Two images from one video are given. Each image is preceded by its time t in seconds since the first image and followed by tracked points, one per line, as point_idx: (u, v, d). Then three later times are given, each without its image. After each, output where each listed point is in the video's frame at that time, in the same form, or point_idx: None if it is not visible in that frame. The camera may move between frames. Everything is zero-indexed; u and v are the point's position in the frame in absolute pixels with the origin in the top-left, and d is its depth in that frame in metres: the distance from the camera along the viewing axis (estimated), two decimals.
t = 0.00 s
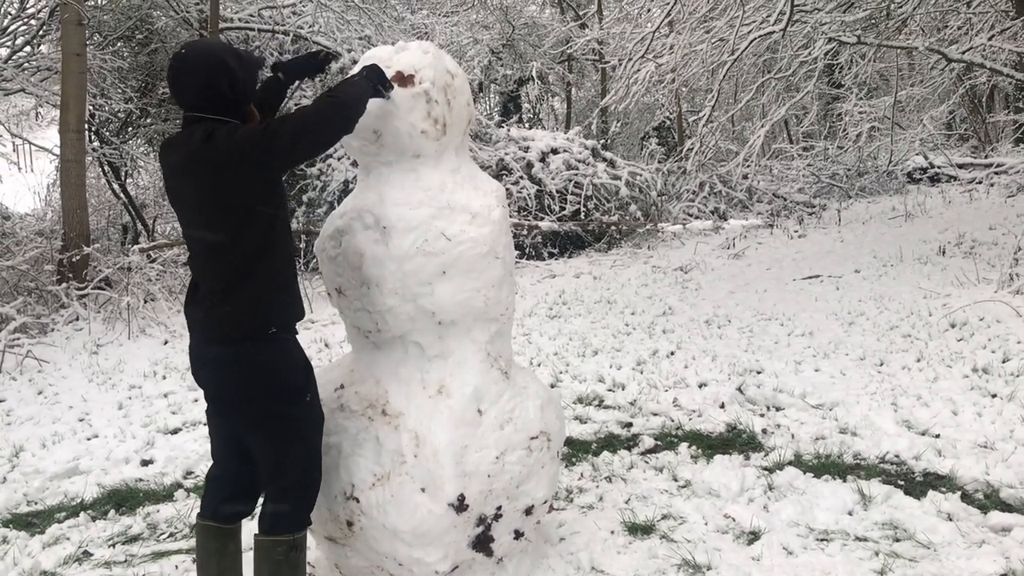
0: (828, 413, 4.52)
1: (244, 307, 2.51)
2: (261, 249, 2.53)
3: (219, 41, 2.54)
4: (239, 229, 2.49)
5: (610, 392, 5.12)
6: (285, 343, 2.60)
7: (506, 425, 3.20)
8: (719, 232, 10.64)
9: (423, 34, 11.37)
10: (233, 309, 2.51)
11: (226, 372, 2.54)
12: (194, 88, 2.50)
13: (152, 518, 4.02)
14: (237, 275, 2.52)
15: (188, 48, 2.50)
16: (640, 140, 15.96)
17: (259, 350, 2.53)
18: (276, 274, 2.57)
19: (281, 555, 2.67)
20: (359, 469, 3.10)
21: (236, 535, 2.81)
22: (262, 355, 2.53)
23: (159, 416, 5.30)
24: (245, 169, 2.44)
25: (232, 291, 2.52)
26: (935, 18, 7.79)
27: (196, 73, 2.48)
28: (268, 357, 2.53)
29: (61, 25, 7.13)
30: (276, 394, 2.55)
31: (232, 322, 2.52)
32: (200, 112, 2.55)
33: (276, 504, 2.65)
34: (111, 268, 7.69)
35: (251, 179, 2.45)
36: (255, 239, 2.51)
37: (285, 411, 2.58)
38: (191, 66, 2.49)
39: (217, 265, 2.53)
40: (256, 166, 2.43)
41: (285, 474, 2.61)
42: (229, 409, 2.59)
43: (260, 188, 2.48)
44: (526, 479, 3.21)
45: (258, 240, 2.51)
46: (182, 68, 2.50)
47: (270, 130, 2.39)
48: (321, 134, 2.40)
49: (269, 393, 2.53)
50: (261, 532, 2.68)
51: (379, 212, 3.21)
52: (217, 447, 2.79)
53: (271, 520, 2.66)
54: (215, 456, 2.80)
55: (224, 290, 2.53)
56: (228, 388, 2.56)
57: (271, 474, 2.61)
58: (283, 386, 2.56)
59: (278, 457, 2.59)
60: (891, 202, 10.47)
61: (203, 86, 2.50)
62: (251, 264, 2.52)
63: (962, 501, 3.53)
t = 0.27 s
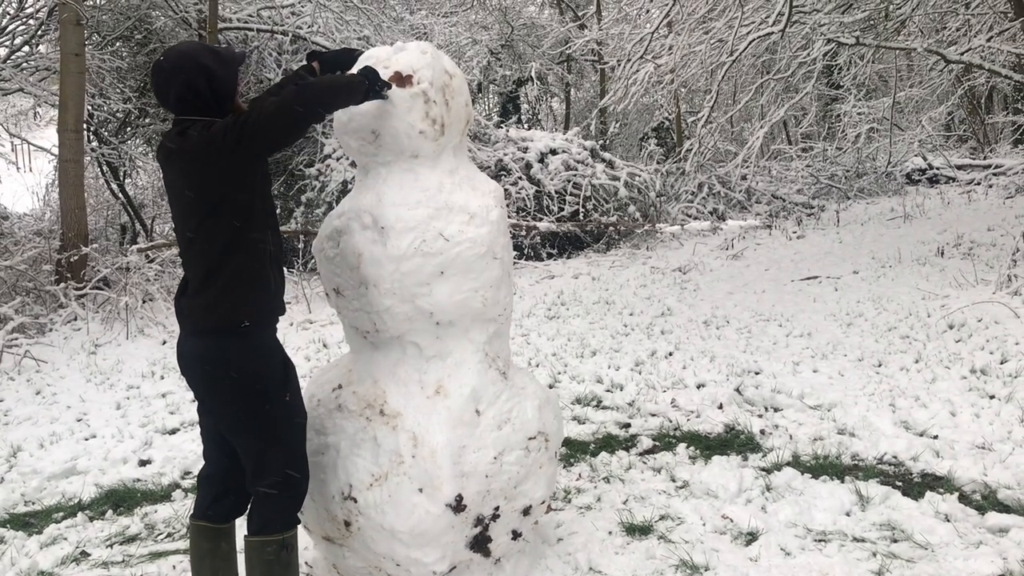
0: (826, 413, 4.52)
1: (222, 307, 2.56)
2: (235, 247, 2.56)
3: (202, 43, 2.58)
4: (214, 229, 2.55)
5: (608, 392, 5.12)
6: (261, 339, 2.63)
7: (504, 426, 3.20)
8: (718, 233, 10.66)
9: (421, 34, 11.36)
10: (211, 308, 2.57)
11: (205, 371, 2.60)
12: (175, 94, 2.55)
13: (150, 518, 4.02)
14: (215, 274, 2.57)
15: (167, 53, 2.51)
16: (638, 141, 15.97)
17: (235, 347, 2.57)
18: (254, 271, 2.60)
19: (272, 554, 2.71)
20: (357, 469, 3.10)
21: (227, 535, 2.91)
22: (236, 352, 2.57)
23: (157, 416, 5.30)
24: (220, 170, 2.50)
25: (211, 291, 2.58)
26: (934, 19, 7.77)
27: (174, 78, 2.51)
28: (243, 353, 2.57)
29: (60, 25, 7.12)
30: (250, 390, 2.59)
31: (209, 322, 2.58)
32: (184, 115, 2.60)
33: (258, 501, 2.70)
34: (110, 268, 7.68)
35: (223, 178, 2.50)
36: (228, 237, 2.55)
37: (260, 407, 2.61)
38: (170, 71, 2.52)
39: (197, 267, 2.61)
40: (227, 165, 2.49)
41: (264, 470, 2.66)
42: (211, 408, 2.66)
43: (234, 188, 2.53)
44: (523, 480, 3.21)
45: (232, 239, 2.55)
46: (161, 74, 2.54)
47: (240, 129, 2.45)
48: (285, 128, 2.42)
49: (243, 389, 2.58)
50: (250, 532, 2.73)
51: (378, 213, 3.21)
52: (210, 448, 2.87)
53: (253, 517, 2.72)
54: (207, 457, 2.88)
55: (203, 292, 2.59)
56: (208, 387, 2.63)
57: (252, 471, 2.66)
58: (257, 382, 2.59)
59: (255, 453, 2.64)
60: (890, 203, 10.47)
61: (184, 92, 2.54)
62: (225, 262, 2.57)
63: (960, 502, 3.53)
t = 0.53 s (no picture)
0: (825, 414, 4.52)
1: (219, 300, 2.57)
2: (233, 241, 2.57)
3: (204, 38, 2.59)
4: (212, 223, 2.55)
5: (608, 391, 5.12)
6: (259, 333, 2.63)
7: (503, 423, 3.19)
8: (717, 233, 10.66)
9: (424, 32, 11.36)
10: (208, 302, 2.57)
11: (201, 365, 2.60)
12: (179, 90, 2.57)
13: (148, 513, 4.01)
14: (212, 268, 2.58)
15: (172, 49, 2.54)
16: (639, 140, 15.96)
17: (232, 341, 2.57)
18: (251, 264, 2.60)
19: (269, 550, 2.71)
20: (356, 466, 3.10)
21: (227, 531, 2.91)
22: (233, 345, 2.57)
23: (156, 412, 5.30)
24: (218, 164, 2.51)
25: (208, 285, 2.58)
26: (935, 21, 7.77)
27: (178, 74, 2.53)
28: (239, 348, 2.57)
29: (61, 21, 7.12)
30: (246, 384, 2.59)
31: (206, 316, 2.58)
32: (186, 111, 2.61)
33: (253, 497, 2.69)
34: (110, 263, 7.68)
35: (222, 171, 2.52)
36: (226, 231, 2.55)
37: (256, 401, 2.61)
38: (174, 67, 2.54)
39: (196, 261, 2.61)
40: (226, 158, 2.50)
41: (260, 465, 2.65)
42: (208, 402, 2.66)
43: (232, 181, 2.53)
44: (523, 478, 3.21)
45: (230, 232, 2.56)
46: (165, 70, 2.57)
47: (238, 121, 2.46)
48: (283, 119, 2.45)
49: (239, 382, 2.58)
50: (246, 530, 2.73)
51: (379, 210, 3.20)
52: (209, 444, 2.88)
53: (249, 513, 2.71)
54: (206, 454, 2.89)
55: (201, 286, 2.60)
56: (205, 381, 2.63)
57: (248, 466, 2.66)
58: (254, 376, 2.59)
59: (250, 447, 2.64)
60: (890, 204, 10.48)
61: (187, 87, 2.56)
62: (223, 256, 2.57)
63: (959, 502, 3.53)
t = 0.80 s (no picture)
0: (824, 412, 4.52)
1: (220, 294, 2.56)
2: (235, 234, 2.57)
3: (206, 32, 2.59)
4: (214, 217, 2.55)
5: (607, 389, 5.11)
6: (260, 327, 2.63)
7: (502, 420, 3.19)
8: (717, 232, 10.67)
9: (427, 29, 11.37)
10: (210, 296, 2.57)
11: (202, 359, 2.60)
12: (182, 84, 2.57)
13: (146, 508, 4.01)
14: (214, 262, 2.58)
15: (175, 43, 2.54)
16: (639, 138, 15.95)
17: (233, 334, 2.57)
18: (252, 258, 2.60)
19: (267, 546, 2.71)
20: (354, 462, 3.10)
21: (226, 526, 2.91)
22: (234, 340, 2.57)
23: (155, 407, 5.29)
24: (219, 157, 2.52)
25: (210, 279, 2.58)
26: (937, 20, 7.76)
27: (181, 68, 2.53)
28: (240, 342, 2.57)
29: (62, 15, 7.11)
30: (247, 378, 2.59)
31: (207, 310, 2.58)
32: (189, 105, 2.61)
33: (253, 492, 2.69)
34: (109, 258, 7.67)
35: (224, 165, 2.52)
36: (228, 225, 2.55)
37: (257, 395, 2.61)
38: (178, 61, 2.54)
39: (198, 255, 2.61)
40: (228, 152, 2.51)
41: (260, 459, 2.65)
42: (208, 396, 2.66)
43: (234, 174, 2.53)
44: (521, 474, 3.21)
45: (232, 226, 2.56)
46: (168, 63, 2.57)
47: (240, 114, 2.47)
48: (285, 113, 2.45)
49: (240, 376, 2.58)
50: (245, 524, 2.73)
51: (379, 206, 3.21)
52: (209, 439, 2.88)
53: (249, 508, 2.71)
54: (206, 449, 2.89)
55: (202, 281, 2.60)
56: (206, 376, 2.63)
57: (248, 461, 2.66)
58: (255, 370, 2.59)
59: (251, 441, 2.63)
60: (891, 204, 10.48)
61: (190, 81, 2.56)
62: (225, 250, 2.57)
63: (957, 502, 3.54)
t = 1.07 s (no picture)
0: (829, 412, 4.51)
1: (228, 291, 2.57)
2: (242, 232, 2.57)
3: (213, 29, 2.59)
4: (221, 214, 2.56)
5: (611, 387, 5.11)
6: (266, 324, 2.63)
7: (506, 418, 3.20)
8: (721, 230, 10.67)
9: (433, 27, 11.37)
10: (218, 293, 2.58)
11: (209, 355, 2.60)
12: (189, 80, 2.56)
13: (151, 503, 4.02)
14: (221, 259, 2.58)
15: (184, 40, 2.53)
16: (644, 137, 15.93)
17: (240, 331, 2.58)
18: (259, 254, 2.60)
19: (272, 542, 2.71)
20: (358, 459, 3.11)
21: (230, 522, 2.92)
22: (241, 336, 2.57)
23: (160, 403, 5.30)
24: (227, 154, 2.52)
25: (217, 275, 2.58)
26: (944, 20, 7.74)
27: (189, 64, 2.53)
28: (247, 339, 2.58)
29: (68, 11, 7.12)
30: (254, 374, 2.60)
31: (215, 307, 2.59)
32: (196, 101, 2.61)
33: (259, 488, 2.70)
34: (115, 254, 7.69)
35: (231, 162, 2.52)
36: (235, 222, 2.55)
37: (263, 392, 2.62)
38: (186, 58, 2.54)
39: (205, 253, 2.62)
40: (235, 149, 2.51)
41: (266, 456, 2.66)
42: (214, 393, 2.66)
43: (241, 171, 2.54)
44: (525, 472, 3.21)
45: (239, 224, 2.56)
46: (175, 60, 2.57)
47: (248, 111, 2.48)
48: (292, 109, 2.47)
49: (247, 373, 2.58)
50: (250, 520, 2.74)
51: (384, 203, 3.21)
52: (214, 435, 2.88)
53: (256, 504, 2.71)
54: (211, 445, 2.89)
55: (209, 277, 2.60)
56: (213, 372, 2.63)
57: (254, 457, 2.66)
58: (262, 367, 2.60)
59: (257, 437, 2.64)
60: (897, 204, 10.45)
61: (198, 77, 2.56)
62: (232, 246, 2.57)
63: (961, 503, 3.53)
